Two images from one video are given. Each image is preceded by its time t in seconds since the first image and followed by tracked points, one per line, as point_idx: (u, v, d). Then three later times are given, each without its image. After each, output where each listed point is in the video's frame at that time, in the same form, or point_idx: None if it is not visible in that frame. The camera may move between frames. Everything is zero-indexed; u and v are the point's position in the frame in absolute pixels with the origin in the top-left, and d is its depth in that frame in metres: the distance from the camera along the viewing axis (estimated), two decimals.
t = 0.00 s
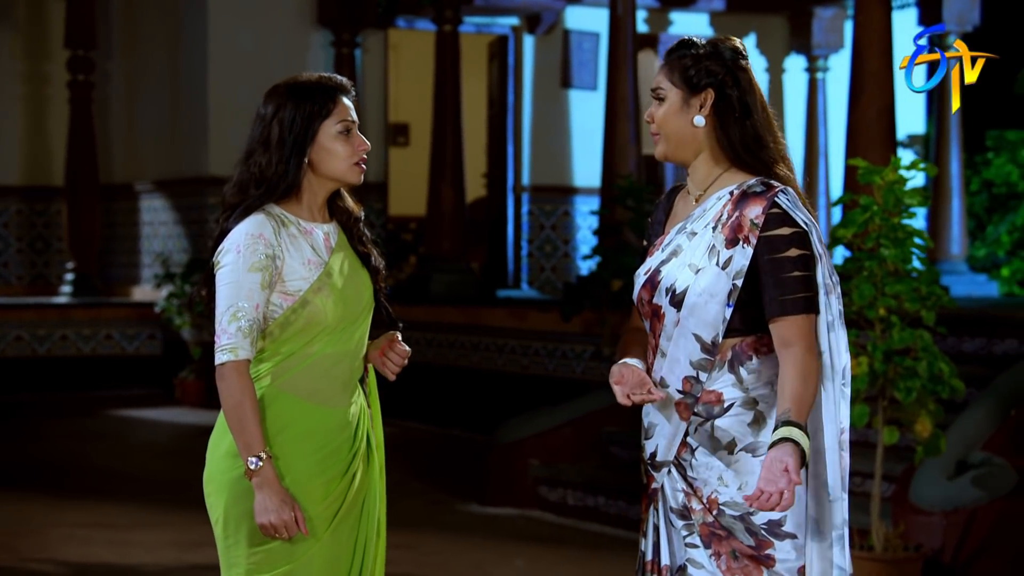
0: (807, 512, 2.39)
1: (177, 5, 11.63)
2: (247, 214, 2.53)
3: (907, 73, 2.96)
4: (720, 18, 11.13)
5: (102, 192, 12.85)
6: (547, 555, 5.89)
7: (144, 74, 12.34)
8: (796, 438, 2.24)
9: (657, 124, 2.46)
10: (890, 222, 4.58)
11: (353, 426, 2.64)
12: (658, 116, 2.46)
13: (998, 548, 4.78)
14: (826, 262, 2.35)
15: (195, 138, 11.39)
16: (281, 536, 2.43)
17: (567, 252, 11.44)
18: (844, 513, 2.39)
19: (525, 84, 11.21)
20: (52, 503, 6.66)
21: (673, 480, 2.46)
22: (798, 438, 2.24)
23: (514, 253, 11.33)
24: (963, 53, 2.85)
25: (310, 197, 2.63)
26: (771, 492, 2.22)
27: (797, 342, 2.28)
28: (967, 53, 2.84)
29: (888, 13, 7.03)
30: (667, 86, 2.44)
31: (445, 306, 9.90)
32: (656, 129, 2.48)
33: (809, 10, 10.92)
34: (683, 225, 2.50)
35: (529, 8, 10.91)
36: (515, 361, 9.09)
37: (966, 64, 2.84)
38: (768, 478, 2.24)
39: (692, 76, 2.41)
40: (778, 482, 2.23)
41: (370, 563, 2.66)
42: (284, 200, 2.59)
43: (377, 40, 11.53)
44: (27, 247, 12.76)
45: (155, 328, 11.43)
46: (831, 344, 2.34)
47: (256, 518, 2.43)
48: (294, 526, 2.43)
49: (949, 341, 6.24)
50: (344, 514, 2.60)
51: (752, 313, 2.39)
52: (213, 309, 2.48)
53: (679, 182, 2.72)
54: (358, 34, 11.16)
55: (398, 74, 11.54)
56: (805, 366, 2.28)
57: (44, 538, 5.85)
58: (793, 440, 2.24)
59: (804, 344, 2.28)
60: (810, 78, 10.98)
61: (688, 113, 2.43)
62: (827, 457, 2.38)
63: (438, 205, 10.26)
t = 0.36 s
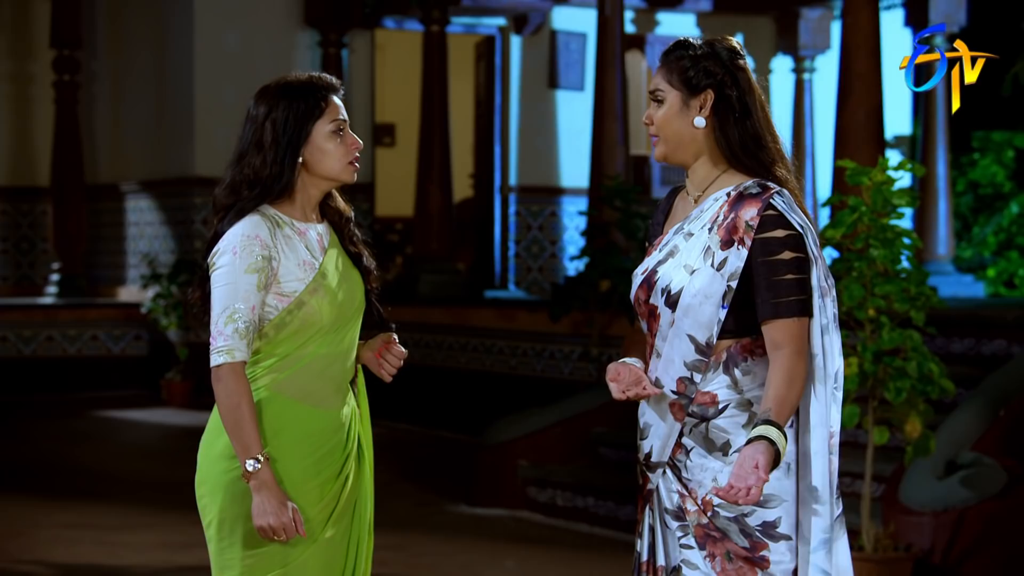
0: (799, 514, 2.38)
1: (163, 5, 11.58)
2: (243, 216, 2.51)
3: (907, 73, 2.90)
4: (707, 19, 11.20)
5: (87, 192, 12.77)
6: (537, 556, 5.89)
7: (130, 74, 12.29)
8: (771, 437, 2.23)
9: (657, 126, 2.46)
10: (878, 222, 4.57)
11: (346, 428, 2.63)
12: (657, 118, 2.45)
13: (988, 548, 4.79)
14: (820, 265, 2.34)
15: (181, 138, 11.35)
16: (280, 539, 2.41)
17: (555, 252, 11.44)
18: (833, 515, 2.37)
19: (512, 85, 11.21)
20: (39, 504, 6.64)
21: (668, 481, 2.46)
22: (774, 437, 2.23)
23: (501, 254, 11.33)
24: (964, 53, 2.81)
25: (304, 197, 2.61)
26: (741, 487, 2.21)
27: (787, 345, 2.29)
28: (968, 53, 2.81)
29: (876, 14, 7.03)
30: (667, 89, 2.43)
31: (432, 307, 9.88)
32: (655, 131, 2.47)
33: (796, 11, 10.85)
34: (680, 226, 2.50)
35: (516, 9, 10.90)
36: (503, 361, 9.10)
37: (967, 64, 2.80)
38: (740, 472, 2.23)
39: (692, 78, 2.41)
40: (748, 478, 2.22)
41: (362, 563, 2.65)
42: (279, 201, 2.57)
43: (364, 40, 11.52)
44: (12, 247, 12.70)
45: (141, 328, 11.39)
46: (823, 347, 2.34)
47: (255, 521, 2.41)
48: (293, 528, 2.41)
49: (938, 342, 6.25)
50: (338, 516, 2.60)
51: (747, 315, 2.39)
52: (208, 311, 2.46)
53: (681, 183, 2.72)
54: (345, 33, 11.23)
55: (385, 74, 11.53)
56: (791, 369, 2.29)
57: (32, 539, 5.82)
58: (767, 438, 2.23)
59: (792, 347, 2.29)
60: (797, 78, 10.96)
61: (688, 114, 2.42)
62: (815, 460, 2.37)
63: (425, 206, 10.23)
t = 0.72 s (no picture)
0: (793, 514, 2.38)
1: (151, 4, 11.54)
2: (240, 217, 2.49)
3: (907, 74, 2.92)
4: (695, 18, 11.20)
5: (74, 192, 12.71)
6: (529, 556, 5.88)
7: (118, 73, 12.22)
8: (757, 440, 2.23)
9: (657, 126, 2.45)
10: (872, 222, 4.59)
11: (342, 429, 2.62)
12: (657, 118, 2.45)
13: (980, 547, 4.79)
14: (817, 267, 2.34)
15: (170, 138, 11.32)
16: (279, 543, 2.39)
17: (544, 252, 11.43)
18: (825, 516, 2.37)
19: (501, 85, 11.20)
20: (29, 504, 6.61)
21: (662, 480, 2.45)
22: (759, 438, 2.23)
23: (490, 254, 11.33)
24: (964, 53, 2.83)
25: (300, 197, 2.60)
26: (724, 488, 2.20)
27: (779, 347, 2.28)
28: (968, 53, 2.83)
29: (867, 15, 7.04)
30: (668, 89, 2.42)
31: (422, 307, 9.87)
32: (655, 131, 2.46)
33: (785, 11, 10.75)
34: (677, 225, 2.49)
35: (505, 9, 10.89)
36: (493, 361, 9.10)
37: (967, 64, 2.82)
38: (724, 474, 2.21)
39: (693, 77, 2.40)
40: (731, 479, 2.21)
41: (357, 564, 2.64)
42: (274, 202, 2.56)
43: (353, 39, 11.49)
44: None
45: (129, 328, 11.36)
46: (816, 349, 2.33)
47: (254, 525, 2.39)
48: (293, 531, 2.40)
49: (929, 342, 6.26)
50: (334, 518, 2.59)
51: (743, 315, 2.38)
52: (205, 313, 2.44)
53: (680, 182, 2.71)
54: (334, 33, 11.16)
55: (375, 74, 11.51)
56: (782, 372, 2.28)
57: (22, 539, 5.80)
58: (752, 440, 2.23)
59: (784, 350, 2.28)
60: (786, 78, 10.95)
61: (688, 114, 2.42)
62: (801, 461, 2.36)
63: (415, 207, 10.22)
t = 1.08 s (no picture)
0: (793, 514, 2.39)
1: (141, 4, 11.51)
2: (239, 218, 2.48)
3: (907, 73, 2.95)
4: (685, 18, 11.19)
5: (64, 192, 12.67)
6: (522, 555, 5.88)
7: (107, 72, 12.18)
8: (752, 441, 2.23)
9: (659, 125, 2.45)
10: (865, 222, 4.60)
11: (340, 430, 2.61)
12: (660, 117, 2.44)
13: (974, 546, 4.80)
14: (816, 267, 2.34)
15: (159, 138, 11.29)
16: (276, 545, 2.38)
17: (534, 252, 11.43)
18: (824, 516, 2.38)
19: (491, 85, 11.19)
20: (20, 505, 6.59)
21: (663, 480, 2.44)
22: (754, 440, 2.23)
23: (480, 254, 11.33)
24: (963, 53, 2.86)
25: (296, 197, 2.59)
26: (718, 490, 2.19)
27: (776, 347, 2.29)
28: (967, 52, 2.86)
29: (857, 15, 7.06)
30: (671, 89, 2.42)
31: (413, 307, 9.87)
32: (656, 130, 2.46)
33: (774, 10, 10.84)
34: (678, 224, 2.49)
35: (495, 8, 10.88)
36: (484, 361, 9.13)
37: (966, 64, 2.85)
38: (718, 475, 2.21)
39: (696, 77, 2.40)
40: (726, 481, 2.20)
41: (356, 565, 2.64)
42: (271, 202, 2.55)
43: (343, 39, 11.43)
44: None
45: (119, 328, 11.35)
46: (813, 349, 2.34)
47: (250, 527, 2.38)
48: (291, 534, 2.39)
49: (921, 342, 6.27)
50: (333, 519, 2.58)
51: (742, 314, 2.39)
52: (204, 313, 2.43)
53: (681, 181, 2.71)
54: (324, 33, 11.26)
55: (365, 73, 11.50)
56: (778, 373, 2.29)
57: (15, 540, 5.78)
58: (747, 441, 2.23)
59: (782, 351, 2.28)
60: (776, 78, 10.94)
61: (691, 113, 2.42)
62: (796, 461, 2.36)
63: (406, 206, 10.21)
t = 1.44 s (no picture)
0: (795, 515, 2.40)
1: (135, 3, 11.49)
2: (240, 217, 2.48)
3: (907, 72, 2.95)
4: (680, 18, 11.19)
5: (57, 191, 12.64)
6: (519, 554, 5.89)
7: (101, 71, 12.15)
8: (746, 441, 2.24)
9: (667, 125, 2.46)
10: (861, 222, 4.61)
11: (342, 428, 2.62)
12: (667, 117, 2.46)
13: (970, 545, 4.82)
14: (820, 267, 2.35)
15: (154, 138, 11.28)
16: (283, 544, 2.38)
17: (528, 251, 11.43)
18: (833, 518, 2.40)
19: (486, 85, 11.19)
20: (16, 504, 6.58)
21: (667, 479, 2.46)
22: (748, 440, 2.24)
23: (475, 253, 11.34)
24: (964, 53, 2.88)
25: (297, 196, 2.60)
26: (710, 489, 2.20)
27: (778, 348, 2.30)
28: (967, 53, 2.87)
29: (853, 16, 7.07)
30: (679, 89, 2.44)
31: (408, 306, 9.87)
32: (664, 129, 2.47)
33: (768, 10, 10.81)
34: (684, 224, 2.51)
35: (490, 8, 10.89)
36: (479, 360, 9.14)
37: (967, 64, 2.86)
38: (711, 475, 2.22)
39: (704, 77, 2.42)
40: (717, 480, 2.21)
41: (358, 564, 2.64)
42: (273, 202, 2.55)
43: (338, 38, 11.46)
44: None
45: (113, 328, 11.35)
46: (821, 350, 2.36)
47: (257, 526, 2.38)
48: (298, 532, 2.39)
49: (916, 341, 6.30)
50: (336, 517, 2.59)
51: (746, 315, 2.39)
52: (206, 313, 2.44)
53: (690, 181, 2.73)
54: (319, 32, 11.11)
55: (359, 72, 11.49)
56: (777, 373, 2.30)
57: (12, 539, 5.77)
58: (739, 441, 2.24)
59: (782, 350, 2.30)
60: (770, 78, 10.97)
61: (699, 113, 2.43)
62: (807, 461, 2.37)
63: (401, 205, 10.22)
